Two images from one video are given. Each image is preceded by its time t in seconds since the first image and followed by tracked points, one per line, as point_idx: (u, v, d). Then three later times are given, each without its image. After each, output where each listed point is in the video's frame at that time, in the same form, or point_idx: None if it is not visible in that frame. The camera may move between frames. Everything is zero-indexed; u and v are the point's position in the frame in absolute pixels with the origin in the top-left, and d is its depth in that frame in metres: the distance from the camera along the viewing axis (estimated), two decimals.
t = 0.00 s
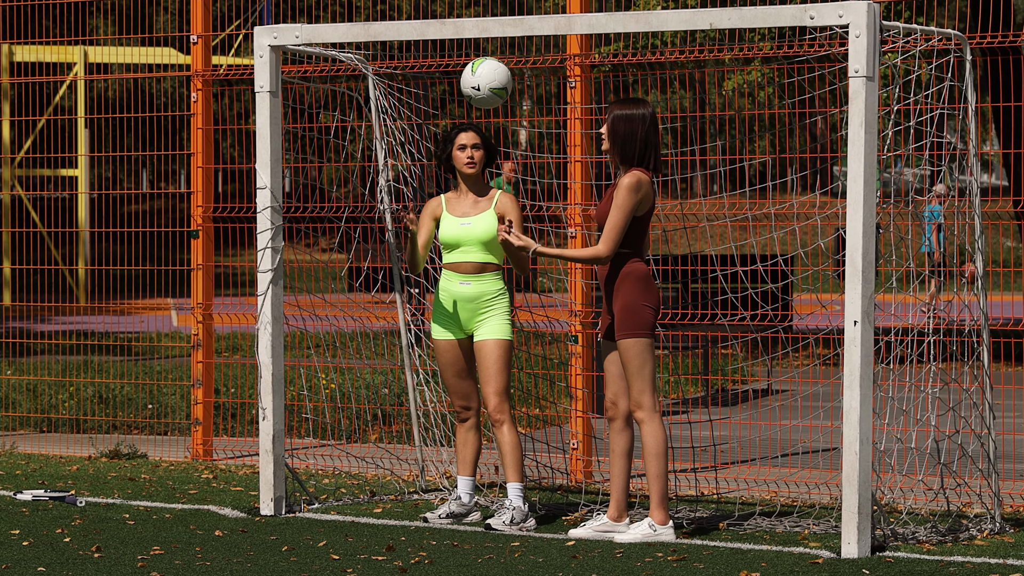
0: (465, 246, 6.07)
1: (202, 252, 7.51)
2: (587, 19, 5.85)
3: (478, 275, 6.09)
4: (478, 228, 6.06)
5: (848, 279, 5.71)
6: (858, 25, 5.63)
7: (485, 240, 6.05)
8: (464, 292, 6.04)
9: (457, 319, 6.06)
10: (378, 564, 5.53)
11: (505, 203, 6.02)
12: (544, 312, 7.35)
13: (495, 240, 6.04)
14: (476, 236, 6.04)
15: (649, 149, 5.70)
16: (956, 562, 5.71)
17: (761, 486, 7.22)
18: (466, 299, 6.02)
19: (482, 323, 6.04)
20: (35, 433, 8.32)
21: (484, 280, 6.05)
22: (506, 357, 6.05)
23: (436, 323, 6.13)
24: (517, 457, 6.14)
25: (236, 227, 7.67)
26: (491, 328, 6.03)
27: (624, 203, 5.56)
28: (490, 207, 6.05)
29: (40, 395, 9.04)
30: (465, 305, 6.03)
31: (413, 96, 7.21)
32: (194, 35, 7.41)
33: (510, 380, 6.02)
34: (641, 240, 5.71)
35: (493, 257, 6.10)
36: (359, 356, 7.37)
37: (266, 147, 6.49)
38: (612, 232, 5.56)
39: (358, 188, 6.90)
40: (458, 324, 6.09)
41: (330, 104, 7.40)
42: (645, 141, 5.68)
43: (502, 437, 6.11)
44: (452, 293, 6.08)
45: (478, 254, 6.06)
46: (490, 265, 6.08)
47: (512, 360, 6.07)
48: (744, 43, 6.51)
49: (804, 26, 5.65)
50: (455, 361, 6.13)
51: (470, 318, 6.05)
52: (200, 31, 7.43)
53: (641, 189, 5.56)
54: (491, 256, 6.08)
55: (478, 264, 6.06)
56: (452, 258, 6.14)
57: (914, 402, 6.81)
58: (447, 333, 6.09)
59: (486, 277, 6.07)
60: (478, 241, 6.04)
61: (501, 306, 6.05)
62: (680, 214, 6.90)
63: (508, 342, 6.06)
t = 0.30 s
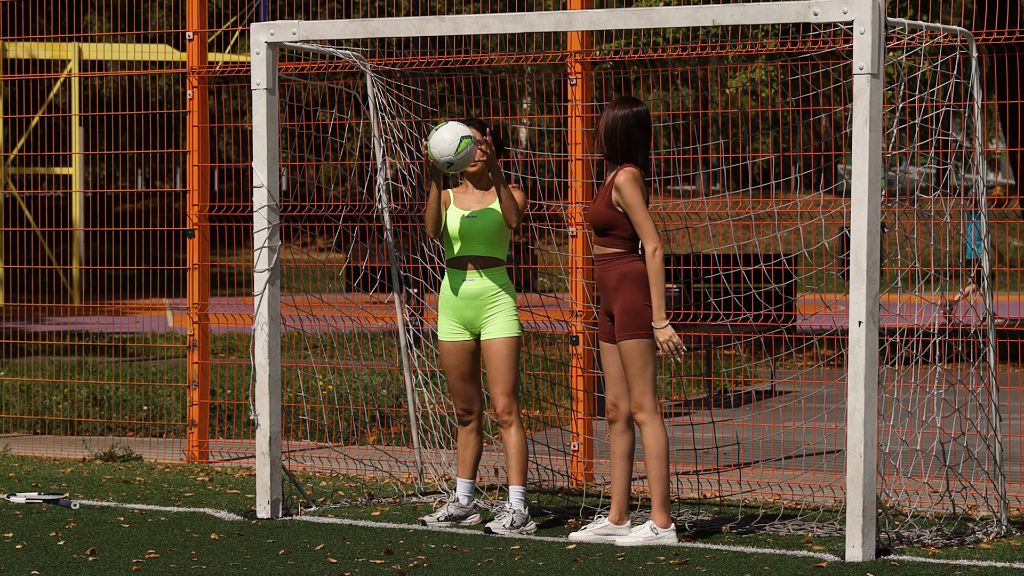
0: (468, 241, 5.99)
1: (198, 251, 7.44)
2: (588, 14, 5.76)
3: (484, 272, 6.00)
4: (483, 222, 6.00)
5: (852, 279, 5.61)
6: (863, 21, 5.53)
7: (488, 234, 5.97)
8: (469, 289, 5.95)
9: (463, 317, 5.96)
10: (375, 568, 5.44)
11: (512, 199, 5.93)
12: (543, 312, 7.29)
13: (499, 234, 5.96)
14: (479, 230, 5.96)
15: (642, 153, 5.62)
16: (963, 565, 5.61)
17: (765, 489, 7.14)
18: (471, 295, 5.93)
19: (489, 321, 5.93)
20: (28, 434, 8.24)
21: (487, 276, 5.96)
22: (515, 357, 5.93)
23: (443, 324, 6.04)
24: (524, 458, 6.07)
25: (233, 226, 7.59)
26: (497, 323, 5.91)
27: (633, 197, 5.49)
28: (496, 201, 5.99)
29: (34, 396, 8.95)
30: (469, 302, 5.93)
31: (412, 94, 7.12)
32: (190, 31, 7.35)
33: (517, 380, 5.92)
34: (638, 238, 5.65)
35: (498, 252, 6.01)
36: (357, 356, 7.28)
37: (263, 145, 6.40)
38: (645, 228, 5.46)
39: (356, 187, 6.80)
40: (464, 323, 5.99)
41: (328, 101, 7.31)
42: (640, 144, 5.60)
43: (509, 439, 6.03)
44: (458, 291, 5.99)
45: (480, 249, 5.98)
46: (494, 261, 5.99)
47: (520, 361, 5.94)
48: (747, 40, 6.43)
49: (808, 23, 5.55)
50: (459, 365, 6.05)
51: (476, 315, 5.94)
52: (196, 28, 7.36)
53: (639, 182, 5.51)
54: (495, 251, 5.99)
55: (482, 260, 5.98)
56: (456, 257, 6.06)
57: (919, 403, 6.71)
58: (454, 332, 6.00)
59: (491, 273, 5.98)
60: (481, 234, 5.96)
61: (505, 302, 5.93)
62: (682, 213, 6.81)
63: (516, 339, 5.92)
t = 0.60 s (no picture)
0: (467, 243, 5.89)
1: (195, 250, 7.36)
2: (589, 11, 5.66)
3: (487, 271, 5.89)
4: (481, 223, 5.87)
5: (857, 279, 5.52)
6: (867, 18, 5.43)
7: (485, 235, 5.84)
8: (471, 290, 5.88)
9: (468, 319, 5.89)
10: (374, 572, 5.35)
11: (517, 199, 5.77)
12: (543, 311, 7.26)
13: (497, 233, 5.83)
14: (476, 233, 5.85)
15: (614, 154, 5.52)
16: (970, 569, 5.52)
17: (768, 492, 7.05)
18: (472, 296, 5.86)
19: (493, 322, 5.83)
20: (23, 436, 8.16)
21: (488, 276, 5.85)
22: (518, 357, 5.81)
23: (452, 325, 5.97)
24: (525, 461, 5.97)
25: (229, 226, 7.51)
26: (499, 323, 5.81)
27: (639, 183, 5.38)
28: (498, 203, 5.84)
29: (29, 398, 8.86)
30: (471, 303, 5.86)
31: (411, 91, 7.04)
32: (186, 28, 7.28)
33: (519, 382, 5.81)
34: (638, 235, 5.56)
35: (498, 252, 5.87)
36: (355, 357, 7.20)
37: (260, 143, 6.31)
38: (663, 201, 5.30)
39: (354, 186, 6.72)
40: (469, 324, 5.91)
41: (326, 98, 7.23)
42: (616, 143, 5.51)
43: (511, 442, 5.93)
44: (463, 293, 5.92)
45: (479, 250, 5.87)
46: (494, 260, 5.87)
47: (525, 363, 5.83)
48: (749, 37, 6.34)
49: (811, 19, 5.45)
50: (464, 369, 5.97)
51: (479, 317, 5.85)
52: (192, 25, 7.29)
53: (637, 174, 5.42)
54: (494, 251, 5.86)
55: (480, 261, 5.87)
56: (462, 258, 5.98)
57: (924, 404, 6.62)
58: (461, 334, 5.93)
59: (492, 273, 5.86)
60: (478, 235, 5.85)
61: (507, 302, 5.81)
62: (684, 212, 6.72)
63: (519, 339, 5.81)
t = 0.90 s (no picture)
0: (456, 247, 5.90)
1: (191, 249, 7.30)
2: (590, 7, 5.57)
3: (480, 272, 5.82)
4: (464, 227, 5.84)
5: (862, 279, 5.42)
6: (871, 14, 5.33)
7: (467, 238, 5.81)
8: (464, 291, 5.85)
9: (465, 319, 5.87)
10: None
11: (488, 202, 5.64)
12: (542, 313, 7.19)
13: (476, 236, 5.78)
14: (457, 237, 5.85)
15: (614, 152, 5.44)
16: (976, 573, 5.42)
17: (772, 494, 6.96)
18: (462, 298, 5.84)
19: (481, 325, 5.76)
20: (17, 438, 8.08)
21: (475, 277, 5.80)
22: (509, 358, 5.73)
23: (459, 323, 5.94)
24: (520, 463, 5.87)
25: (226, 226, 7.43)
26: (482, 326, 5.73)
27: (638, 180, 5.29)
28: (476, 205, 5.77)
29: (24, 399, 8.78)
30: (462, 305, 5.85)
31: (409, 89, 6.95)
32: (181, 24, 7.23)
33: (508, 384, 5.73)
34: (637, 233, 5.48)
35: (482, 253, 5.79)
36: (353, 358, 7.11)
37: (256, 141, 6.22)
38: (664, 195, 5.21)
39: (352, 185, 6.63)
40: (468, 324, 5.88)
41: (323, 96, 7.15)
42: (616, 140, 5.43)
43: (507, 444, 5.82)
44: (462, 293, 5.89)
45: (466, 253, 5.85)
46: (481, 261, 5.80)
47: (518, 362, 5.75)
48: (752, 34, 6.26)
49: (815, 14, 5.36)
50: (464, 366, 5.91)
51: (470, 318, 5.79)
52: (188, 21, 7.24)
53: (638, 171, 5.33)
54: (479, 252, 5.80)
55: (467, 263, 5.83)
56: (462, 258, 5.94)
57: (929, 406, 6.52)
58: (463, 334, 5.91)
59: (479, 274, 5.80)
60: (459, 239, 5.83)
61: (490, 304, 5.71)
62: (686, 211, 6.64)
63: (505, 342, 5.69)
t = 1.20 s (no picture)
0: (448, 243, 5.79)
1: (186, 249, 7.24)
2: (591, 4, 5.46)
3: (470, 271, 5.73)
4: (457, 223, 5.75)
5: (866, 279, 5.32)
6: (876, 10, 5.24)
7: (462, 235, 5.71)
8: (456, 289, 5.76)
9: (454, 318, 5.78)
10: None
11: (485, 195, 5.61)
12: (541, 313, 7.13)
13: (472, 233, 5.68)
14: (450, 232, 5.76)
15: (608, 148, 5.37)
16: None
17: (775, 497, 6.87)
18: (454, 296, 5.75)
19: (472, 325, 5.70)
20: (12, 441, 8.01)
21: (467, 277, 5.72)
22: (502, 358, 5.65)
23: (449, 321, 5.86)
24: (518, 465, 5.79)
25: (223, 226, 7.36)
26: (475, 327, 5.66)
27: (632, 178, 5.22)
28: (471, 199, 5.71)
29: (18, 401, 8.71)
30: (453, 304, 5.75)
31: (408, 86, 6.86)
32: (177, 21, 7.18)
33: (504, 386, 5.65)
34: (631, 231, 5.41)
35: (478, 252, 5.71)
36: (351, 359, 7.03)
37: (253, 140, 6.14)
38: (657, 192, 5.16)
39: (350, 183, 6.54)
40: (459, 322, 5.79)
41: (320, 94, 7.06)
42: (609, 138, 5.36)
43: (503, 446, 5.76)
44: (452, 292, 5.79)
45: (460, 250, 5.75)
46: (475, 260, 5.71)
47: (511, 362, 5.67)
48: (755, 31, 6.18)
49: (819, 11, 5.23)
50: (452, 363, 5.78)
51: (461, 318, 5.73)
52: (184, 18, 7.19)
53: (633, 169, 5.26)
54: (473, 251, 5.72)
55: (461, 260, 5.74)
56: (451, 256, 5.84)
57: (935, 407, 6.43)
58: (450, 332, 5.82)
59: (473, 273, 5.71)
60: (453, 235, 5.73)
61: (484, 305, 5.66)
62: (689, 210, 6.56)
63: (500, 344, 5.64)
